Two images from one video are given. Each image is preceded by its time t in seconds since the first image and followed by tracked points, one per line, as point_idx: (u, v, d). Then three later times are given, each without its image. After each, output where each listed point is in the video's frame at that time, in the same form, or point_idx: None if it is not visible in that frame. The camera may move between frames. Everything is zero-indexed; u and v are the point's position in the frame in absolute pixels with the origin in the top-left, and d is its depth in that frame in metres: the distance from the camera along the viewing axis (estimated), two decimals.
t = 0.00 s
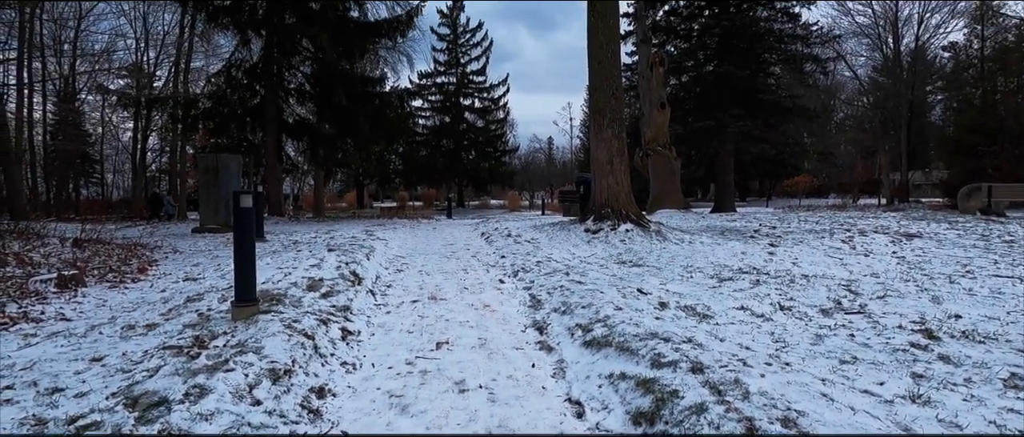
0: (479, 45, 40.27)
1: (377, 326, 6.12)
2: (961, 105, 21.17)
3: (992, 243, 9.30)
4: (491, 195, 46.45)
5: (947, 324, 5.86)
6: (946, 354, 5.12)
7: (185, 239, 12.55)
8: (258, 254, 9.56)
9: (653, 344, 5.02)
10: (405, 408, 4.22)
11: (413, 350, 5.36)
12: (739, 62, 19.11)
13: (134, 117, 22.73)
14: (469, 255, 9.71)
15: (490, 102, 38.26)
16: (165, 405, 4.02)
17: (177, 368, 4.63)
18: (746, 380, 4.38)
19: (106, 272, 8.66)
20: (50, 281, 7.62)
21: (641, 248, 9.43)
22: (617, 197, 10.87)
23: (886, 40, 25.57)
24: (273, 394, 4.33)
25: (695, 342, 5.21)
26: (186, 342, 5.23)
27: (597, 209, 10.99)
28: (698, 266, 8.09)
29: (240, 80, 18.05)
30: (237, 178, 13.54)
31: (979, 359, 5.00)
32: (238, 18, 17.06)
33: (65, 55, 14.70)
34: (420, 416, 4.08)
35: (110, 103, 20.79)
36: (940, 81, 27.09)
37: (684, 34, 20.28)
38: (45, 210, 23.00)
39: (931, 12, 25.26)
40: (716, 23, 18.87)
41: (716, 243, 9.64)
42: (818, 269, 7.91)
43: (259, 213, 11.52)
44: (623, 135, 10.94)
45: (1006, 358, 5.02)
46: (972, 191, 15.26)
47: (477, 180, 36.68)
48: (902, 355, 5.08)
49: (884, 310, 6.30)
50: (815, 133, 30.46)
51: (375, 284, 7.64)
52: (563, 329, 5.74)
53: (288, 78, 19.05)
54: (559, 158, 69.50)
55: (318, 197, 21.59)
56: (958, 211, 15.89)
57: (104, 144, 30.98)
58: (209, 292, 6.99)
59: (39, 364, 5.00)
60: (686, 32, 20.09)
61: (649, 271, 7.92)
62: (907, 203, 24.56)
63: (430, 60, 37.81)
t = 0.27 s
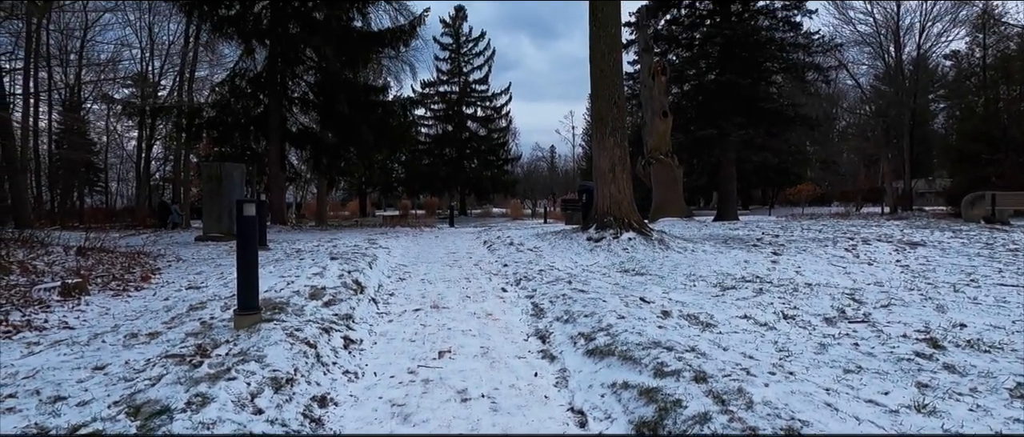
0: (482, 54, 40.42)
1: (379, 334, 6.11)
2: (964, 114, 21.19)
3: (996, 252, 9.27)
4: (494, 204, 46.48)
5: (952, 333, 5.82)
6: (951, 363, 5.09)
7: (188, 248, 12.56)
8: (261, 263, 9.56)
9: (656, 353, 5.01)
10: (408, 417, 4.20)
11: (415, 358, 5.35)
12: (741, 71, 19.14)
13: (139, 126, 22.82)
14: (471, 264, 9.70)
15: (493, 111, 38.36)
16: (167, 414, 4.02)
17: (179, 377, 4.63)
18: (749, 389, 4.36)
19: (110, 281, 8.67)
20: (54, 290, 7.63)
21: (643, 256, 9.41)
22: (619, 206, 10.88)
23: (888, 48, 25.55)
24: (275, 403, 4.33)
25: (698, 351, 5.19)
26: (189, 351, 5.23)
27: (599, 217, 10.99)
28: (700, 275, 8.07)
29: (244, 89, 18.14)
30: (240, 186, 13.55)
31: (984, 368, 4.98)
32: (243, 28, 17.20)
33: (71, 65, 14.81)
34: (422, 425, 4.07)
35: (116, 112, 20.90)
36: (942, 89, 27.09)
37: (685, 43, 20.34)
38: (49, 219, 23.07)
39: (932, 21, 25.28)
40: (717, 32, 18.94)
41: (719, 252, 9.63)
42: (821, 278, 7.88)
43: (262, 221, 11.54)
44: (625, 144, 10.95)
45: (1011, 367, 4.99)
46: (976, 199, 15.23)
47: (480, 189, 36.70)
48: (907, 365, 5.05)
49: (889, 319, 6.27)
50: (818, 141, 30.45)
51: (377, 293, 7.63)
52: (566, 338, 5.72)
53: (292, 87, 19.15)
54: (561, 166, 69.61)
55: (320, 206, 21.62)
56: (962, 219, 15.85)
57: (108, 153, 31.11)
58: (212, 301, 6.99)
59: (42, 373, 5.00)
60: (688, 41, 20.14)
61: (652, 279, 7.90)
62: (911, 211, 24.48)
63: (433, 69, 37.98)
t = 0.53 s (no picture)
0: (483, 62, 40.55)
1: (381, 342, 6.10)
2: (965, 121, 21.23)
3: (999, 259, 9.25)
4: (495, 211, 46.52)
5: (956, 342, 5.80)
6: (955, 372, 5.07)
7: (191, 255, 12.58)
8: (263, 270, 9.56)
9: (659, 361, 4.99)
10: (409, 425, 4.19)
11: (416, 366, 5.34)
12: (742, 79, 19.15)
13: (142, 134, 22.91)
14: (473, 271, 9.69)
15: (494, 119, 38.44)
16: (168, 422, 4.01)
17: (180, 384, 4.63)
18: (752, 398, 4.34)
19: (112, 289, 8.67)
20: (56, 297, 7.62)
21: (645, 264, 9.40)
22: (620, 213, 10.87)
23: (888, 56, 25.64)
24: (276, 411, 4.32)
25: (700, 358, 5.18)
26: (190, 359, 5.23)
27: (601, 225, 10.99)
28: (702, 282, 8.06)
29: (248, 97, 18.20)
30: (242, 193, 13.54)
31: (989, 376, 4.95)
32: (246, 37, 17.47)
33: (76, 74, 14.89)
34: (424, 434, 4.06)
35: (119, 120, 20.98)
36: (943, 97, 27.10)
37: (686, 51, 20.36)
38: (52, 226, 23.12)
39: (933, 28, 25.32)
40: (718, 40, 18.95)
41: (721, 259, 9.62)
42: (824, 285, 7.86)
43: (264, 229, 11.55)
44: (627, 151, 10.96)
45: (1016, 376, 4.97)
46: (978, 206, 15.21)
47: (481, 196, 36.74)
48: (910, 373, 5.03)
49: (892, 327, 6.25)
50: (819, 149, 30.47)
51: (378, 300, 7.62)
52: (568, 346, 5.71)
53: (294, 95, 19.21)
54: (563, 174, 69.72)
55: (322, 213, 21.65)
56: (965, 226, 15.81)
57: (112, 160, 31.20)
58: (214, 308, 6.99)
59: (43, 380, 5.00)
60: (689, 49, 20.17)
61: (654, 287, 7.89)
62: (913, 219, 24.45)
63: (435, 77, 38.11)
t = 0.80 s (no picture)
0: (485, 71, 40.68)
1: (382, 351, 6.08)
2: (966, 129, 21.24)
3: (1002, 268, 9.22)
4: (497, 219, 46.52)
5: (960, 351, 5.77)
6: (959, 381, 5.04)
7: (192, 264, 12.58)
8: (264, 278, 9.56)
9: (661, 370, 4.98)
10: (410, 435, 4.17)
11: (418, 376, 5.32)
12: (743, 87, 19.15)
13: (145, 143, 22.98)
14: (474, 280, 9.67)
15: (496, 127, 38.52)
16: (168, 431, 4.00)
17: (181, 394, 4.62)
18: (755, 407, 4.32)
19: (114, 297, 8.68)
20: (59, 306, 7.63)
21: (647, 273, 9.38)
22: (622, 222, 10.88)
23: (889, 64, 25.69)
24: (277, 421, 4.31)
25: (703, 368, 5.16)
26: (191, 367, 5.22)
27: (603, 234, 10.99)
28: (704, 291, 8.04)
29: (250, 106, 18.28)
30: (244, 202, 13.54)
31: (993, 386, 4.93)
32: (249, 46, 17.61)
33: (80, 83, 14.97)
34: None
35: (122, 129, 21.05)
36: (944, 105, 27.12)
37: (687, 60, 20.40)
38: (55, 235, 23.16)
39: (933, 37, 25.36)
40: (719, 49, 18.97)
41: (723, 268, 9.60)
42: (826, 294, 7.84)
43: (266, 237, 11.56)
44: (628, 160, 10.96)
45: (1021, 385, 4.94)
46: (980, 215, 15.19)
47: (483, 205, 36.78)
48: (914, 382, 5.00)
49: (895, 336, 6.22)
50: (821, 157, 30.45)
51: (380, 309, 7.61)
52: (569, 355, 5.69)
53: (297, 104, 19.26)
54: (564, 182, 69.82)
55: (324, 222, 21.66)
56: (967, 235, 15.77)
57: (114, 169, 31.27)
58: (215, 317, 6.99)
59: (44, 389, 5.00)
60: (689, 58, 20.21)
61: (656, 296, 7.87)
62: (915, 227, 24.40)
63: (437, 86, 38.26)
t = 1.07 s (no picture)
0: (486, 80, 40.80)
1: (383, 359, 6.07)
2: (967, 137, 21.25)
3: (1005, 276, 9.18)
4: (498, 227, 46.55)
5: (963, 359, 5.75)
6: (962, 390, 5.01)
7: (193, 272, 12.57)
8: (265, 286, 9.54)
9: (662, 379, 4.96)
10: None
11: (418, 384, 5.30)
12: (743, 95, 19.17)
13: (147, 152, 23.03)
14: (476, 288, 9.65)
15: (497, 136, 38.60)
16: None
17: (181, 402, 4.61)
18: (757, 416, 4.30)
19: (115, 305, 8.67)
20: (59, 315, 7.62)
21: (648, 281, 9.36)
22: (623, 229, 10.87)
23: (889, 73, 25.74)
24: (277, 430, 4.29)
25: (704, 376, 5.14)
26: (191, 376, 5.21)
27: (604, 241, 10.99)
28: (706, 299, 8.02)
29: (252, 114, 18.33)
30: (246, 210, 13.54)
31: (997, 395, 4.90)
32: (252, 55, 17.71)
33: (83, 91, 15.03)
34: None
35: (125, 137, 21.11)
36: (944, 113, 27.16)
37: (687, 68, 20.45)
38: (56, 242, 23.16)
39: (933, 45, 25.41)
40: (719, 57, 19.01)
41: (724, 276, 9.57)
42: (828, 302, 7.82)
43: (267, 245, 11.55)
44: (629, 168, 10.96)
45: None
46: (982, 222, 15.17)
47: (484, 212, 36.79)
48: (917, 391, 4.98)
49: (897, 344, 6.20)
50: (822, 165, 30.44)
51: (381, 317, 7.60)
52: (570, 363, 5.67)
53: (299, 113, 19.26)
54: (565, 190, 69.83)
55: (325, 229, 21.67)
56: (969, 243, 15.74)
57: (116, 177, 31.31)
58: (216, 325, 6.98)
59: (43, 398, 4.98)
60: (690, 66, 20.26)
61: (657, 304, 7.85)
62: (917, 235, 24.36)
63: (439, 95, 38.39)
